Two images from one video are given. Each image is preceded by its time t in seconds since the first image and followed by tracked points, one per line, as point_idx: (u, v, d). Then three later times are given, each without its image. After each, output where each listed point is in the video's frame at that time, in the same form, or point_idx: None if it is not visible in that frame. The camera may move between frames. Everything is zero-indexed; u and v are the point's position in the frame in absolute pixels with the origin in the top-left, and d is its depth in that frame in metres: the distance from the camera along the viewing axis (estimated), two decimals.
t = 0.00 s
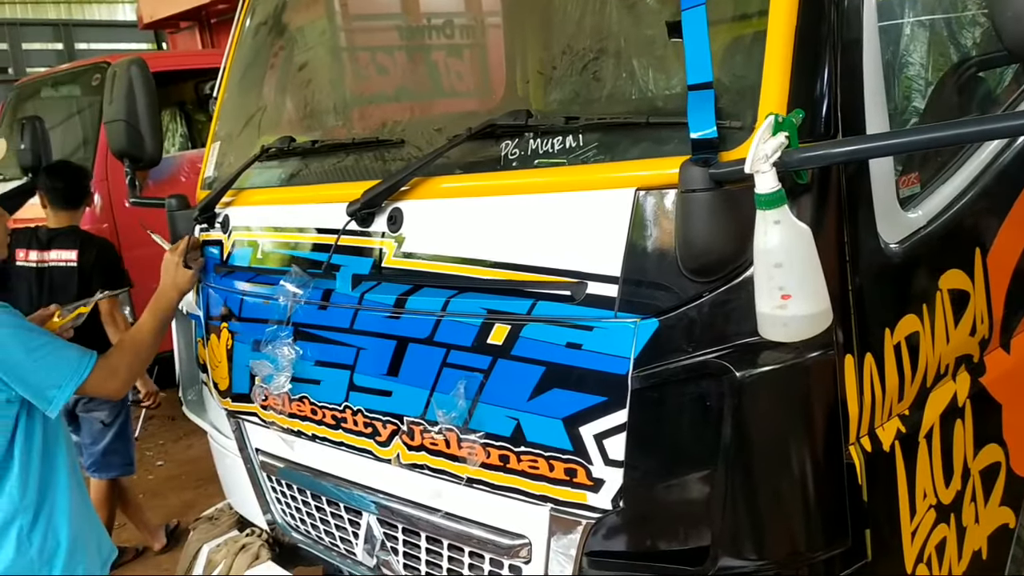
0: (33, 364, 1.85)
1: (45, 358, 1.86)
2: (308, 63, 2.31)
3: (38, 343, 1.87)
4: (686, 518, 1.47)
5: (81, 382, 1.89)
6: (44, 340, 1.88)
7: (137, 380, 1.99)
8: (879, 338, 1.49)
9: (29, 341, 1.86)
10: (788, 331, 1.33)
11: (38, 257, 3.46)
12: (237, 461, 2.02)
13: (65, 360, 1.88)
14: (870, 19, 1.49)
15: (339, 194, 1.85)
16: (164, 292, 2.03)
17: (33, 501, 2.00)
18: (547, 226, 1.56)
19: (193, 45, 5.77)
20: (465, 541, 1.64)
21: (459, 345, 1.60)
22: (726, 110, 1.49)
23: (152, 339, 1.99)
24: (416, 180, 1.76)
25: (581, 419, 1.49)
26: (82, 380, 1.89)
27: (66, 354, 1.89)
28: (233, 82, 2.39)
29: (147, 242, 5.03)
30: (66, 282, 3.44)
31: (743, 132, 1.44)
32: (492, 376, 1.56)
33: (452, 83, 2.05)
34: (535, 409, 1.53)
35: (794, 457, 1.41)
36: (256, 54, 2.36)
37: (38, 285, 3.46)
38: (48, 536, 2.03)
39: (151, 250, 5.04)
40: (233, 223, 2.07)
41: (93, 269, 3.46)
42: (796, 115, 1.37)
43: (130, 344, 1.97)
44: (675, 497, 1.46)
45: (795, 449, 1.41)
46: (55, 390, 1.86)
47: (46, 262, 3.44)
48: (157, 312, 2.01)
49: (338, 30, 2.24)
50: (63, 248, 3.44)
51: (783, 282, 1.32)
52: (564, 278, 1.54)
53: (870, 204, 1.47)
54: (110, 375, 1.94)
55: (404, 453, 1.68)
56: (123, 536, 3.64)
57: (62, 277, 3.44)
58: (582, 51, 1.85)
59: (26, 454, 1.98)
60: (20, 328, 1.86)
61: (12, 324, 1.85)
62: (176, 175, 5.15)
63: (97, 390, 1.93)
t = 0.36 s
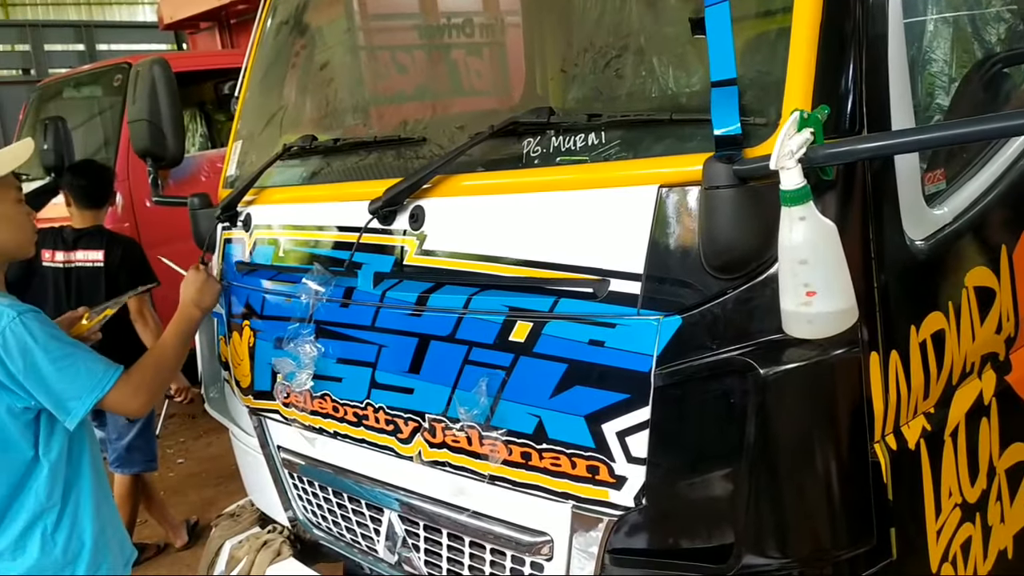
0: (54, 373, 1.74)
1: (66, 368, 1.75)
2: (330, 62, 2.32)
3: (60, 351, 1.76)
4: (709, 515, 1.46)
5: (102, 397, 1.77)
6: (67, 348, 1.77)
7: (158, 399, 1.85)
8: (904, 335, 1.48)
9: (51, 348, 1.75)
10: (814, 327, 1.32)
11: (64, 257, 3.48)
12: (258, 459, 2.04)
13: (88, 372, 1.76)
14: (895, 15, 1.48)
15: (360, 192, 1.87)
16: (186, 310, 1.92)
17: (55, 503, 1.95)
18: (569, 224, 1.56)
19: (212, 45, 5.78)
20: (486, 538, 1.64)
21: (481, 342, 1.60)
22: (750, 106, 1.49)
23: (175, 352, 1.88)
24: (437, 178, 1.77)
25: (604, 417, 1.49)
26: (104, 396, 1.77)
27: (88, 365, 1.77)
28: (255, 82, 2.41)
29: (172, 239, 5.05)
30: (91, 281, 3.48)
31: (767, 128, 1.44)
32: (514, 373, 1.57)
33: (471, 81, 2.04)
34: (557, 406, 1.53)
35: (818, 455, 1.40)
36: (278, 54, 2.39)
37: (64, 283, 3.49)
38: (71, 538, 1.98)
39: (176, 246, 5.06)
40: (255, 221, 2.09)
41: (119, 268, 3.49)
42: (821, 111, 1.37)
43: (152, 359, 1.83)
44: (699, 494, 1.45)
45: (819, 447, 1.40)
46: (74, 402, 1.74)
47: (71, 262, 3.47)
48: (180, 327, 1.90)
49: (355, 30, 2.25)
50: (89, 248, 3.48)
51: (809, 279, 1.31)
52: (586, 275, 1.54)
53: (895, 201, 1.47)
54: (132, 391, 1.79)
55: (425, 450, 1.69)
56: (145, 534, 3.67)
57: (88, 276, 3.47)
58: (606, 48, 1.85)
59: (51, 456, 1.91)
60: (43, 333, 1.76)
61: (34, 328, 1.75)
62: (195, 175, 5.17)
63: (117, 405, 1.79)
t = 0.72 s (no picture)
0: (75, 384, 1.72)
1: (87, 380, 1.72)
2: (356, 61, 2.33)
3: (84, 361, 1.73)
4: (735, 515, 1.46)
5: (118, 416, 1.74)
6: (92, 358, 1.74)
7: (169, 429, 1.78)
8: (933, 335, 1.48)
9: (76, 355, 1.72)
10: (843, 327, 1.31)
11: (91, 255, 3.54)
12: (282, 456, 2.05)
13: (108, 387, 1.73)
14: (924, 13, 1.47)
15: (386, 191, 1.88)
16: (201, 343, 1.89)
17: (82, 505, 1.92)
18: (596, 222, 1.57)
19: (235, 44, 5.80)
20: (511, 536, 1.65)
21: (507, 340, 1.60)
22: (778, 105, 1.49)
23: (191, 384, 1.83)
24: (463, 177, 1.78)
25: (630, 415, 1.48)
26: (121, 414, 1.74)
27: (109, 381, 1.74)
28: (281, 81, 2.42)
29: (197, 238, 5.08)
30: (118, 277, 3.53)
31: (796, 127, 1.44)
32: (539, 371, 1.57)
33: (495, 80, 2.04)
34: (582, 405, 1.53)
35: (847, 455, 1.40)
36: (302, 55, 2.40)
37: (92, 280, 3.56)
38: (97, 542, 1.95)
39: (200, 245, 5.09)
40: (280, 220, 2.11)
41: (145, 265, 3.50)
42: (852, 109, 1.37)
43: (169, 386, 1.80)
44: (725, 494, 1.45)
45: (848, 448, 1.39)
46: (91, 415, 1.72)
47: (98, 259, 3.53)
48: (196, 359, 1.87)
49: (377, 31, 2.27)
50: (114, 244, 3.51)
51: (839, 279, 1.30)
52: (613, 274, 1.54)
53: (923, 201, 1.46)
54: (149, 411, 1.76)
55: (450, 448, 1.69)
56: (169, 529, 3.71)
57: (113, 273, 3.52)
58: (632, 47, 1.83)
59: (78, 458, 1.88)
60: (70, 340, 1.73)
61: (62, 334, 1.72)
62: (219, 174, 5.19)
63: (129, 428, 1.75)
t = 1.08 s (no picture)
0: (99, 389, 1.72)
1: (111, 386, 1.73)
2: (378, 61, 2.33)
3: (110, 365, 1.74)
4: (757, 516, 1.45)
5: (139, 424, 1.74)
6: (117, 364, 1.75)
7: (185, 442, 1.78)
8: (957, 336, 1.48)
9: (102, 360, 1.73)
10: (869, 329, 1.30)
11: (115, 249, 3.58)
12: (304, 453, 2.07)
13: (131, 393, 1.74)
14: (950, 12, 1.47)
15: (409, 190, 1.89)
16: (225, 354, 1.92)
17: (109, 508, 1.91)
18: (619, 222, 1.57)
19: (257, 44, 5.82)
20: (532, 535, 1.65)
21: (529, 339, 1.60)
22: (804, 104, 1.48)
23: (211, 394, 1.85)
24: (485, 176, 1.78)
25: (652, 415, 1.48)
26: (141, 423, 1.74)
27: (132, 388, 1.74)
28: (304, 80, 2.44)
29: (223, 235, 5.11)
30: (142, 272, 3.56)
31: (822, 126, 1.43)
32: (561, 371, 1.57)
33: (516, 79, 2.04)
34: (604, 404, 1.53)
35: (871, 457, 1.39)
36: (326, 53, 2.43)
37: (115, 277, 3.58)
38: (122, 545, 1.93)
39: (226, 241, 5.11)
40: (303, 219, 2.12)
41: (168, 258, 3.54)
42: (880, 108, 1.36)
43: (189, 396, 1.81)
44: (748, 495, 1.45)
45: (871, 450, 1.39)
46: (116, 419, 1.72)
47: (123, 253, 3.55)
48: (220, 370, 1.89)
49: (399, 32, 2.28)
50: (140, 238, 3.53)
51: (865, 278, 1.29)
52: (636, 273, 1.54)
53: (948, 201, 1.46)
54: (168, 421, 1.76)
55: (471, 446, 1.70)
56: (191, 525, 3.74)
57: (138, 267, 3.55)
58: (656, 46, 1.82)
59: (104, 461, 1.88)
60: (98, 344, 1.74)
61: (91, 338, 1.74)
62: (241, 172, 5.15)
63: (148, 437, 1.75)
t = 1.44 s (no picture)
0: (92, 404, 1.65)
1: (102, 402, 1.65)
2: (398, 61, 2.34)
3: (107, 380, 1.66)
4: (780, 515, 1.45)
5: (117, 450, 1.65)
6: (116, 379, 1.67)
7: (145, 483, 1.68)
8: (982, 335, 1.47)
9: (101, 373, 1.66)
10: (894, 327, 1.29)
11: (135, 248, 3.61)
12: (325, 451, 2.08)
13: (122, 414, 1.65)
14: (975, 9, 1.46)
15: (429, 187, 1.90)
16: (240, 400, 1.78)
17: (121, 517, 1.84)
18: (640, 220, 1.56)
19: (279, 45, 5.84)
20: (552, 533, 1.65)
21: (549, 338, 1.60)
22: (827, 101, 1.47)
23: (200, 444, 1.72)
24: (506, 174, 1.78)
25: (674, 413, 1.48)
26: (120, 448, 1.64)
27: (123, 409, 1.66)
28: (325, 80, 2.47)
29: (246, 233, 5.14)
30: (164, 271, 3.59)
31: (845, 124, 1.43)
32: (582, 369, 1.57)
33: (535, 77, 2.04)
34: (625, 402, 1.53)
35: (896, 458, 1.39)
36: (347, 52, 2.44)
37: (135, 275, 3.61)
38: (131, 559, 1.85)
39: (249, 240, 5.14)
40: (324, 217, 2.14)
41: (189, 255, 3.60)
42: (905, 105, 1.36)
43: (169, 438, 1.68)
44: (770, 494, 1.44)
45: (897, 450, 1.38)
46: (104, 434, 1.64)
47: (144, 250, 3.58)
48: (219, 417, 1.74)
49: (417, 30, 2.29)
50: (159, 236, 3.58)
51: (890, 276, 1.28)
52: (657, 272, 1.53)
53: (972, 199, 1.45)
54: (143, 454, 1.65)
55: (491, 444, 1.70)
56: (211, 523, 3.77)
57: (158, 264, 3.58)
58: (678, 43, 1.82)
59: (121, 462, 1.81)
60: (102, 355, 1.67)
61: (96, 347, 1.67)
62: (261, 172, 5.18)
63: (112, 470, 1.66)
